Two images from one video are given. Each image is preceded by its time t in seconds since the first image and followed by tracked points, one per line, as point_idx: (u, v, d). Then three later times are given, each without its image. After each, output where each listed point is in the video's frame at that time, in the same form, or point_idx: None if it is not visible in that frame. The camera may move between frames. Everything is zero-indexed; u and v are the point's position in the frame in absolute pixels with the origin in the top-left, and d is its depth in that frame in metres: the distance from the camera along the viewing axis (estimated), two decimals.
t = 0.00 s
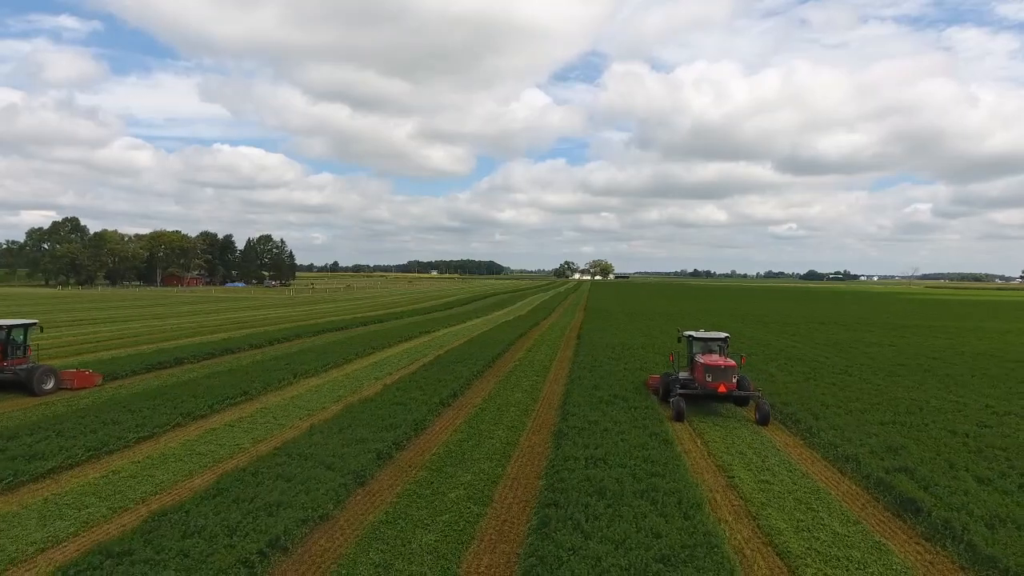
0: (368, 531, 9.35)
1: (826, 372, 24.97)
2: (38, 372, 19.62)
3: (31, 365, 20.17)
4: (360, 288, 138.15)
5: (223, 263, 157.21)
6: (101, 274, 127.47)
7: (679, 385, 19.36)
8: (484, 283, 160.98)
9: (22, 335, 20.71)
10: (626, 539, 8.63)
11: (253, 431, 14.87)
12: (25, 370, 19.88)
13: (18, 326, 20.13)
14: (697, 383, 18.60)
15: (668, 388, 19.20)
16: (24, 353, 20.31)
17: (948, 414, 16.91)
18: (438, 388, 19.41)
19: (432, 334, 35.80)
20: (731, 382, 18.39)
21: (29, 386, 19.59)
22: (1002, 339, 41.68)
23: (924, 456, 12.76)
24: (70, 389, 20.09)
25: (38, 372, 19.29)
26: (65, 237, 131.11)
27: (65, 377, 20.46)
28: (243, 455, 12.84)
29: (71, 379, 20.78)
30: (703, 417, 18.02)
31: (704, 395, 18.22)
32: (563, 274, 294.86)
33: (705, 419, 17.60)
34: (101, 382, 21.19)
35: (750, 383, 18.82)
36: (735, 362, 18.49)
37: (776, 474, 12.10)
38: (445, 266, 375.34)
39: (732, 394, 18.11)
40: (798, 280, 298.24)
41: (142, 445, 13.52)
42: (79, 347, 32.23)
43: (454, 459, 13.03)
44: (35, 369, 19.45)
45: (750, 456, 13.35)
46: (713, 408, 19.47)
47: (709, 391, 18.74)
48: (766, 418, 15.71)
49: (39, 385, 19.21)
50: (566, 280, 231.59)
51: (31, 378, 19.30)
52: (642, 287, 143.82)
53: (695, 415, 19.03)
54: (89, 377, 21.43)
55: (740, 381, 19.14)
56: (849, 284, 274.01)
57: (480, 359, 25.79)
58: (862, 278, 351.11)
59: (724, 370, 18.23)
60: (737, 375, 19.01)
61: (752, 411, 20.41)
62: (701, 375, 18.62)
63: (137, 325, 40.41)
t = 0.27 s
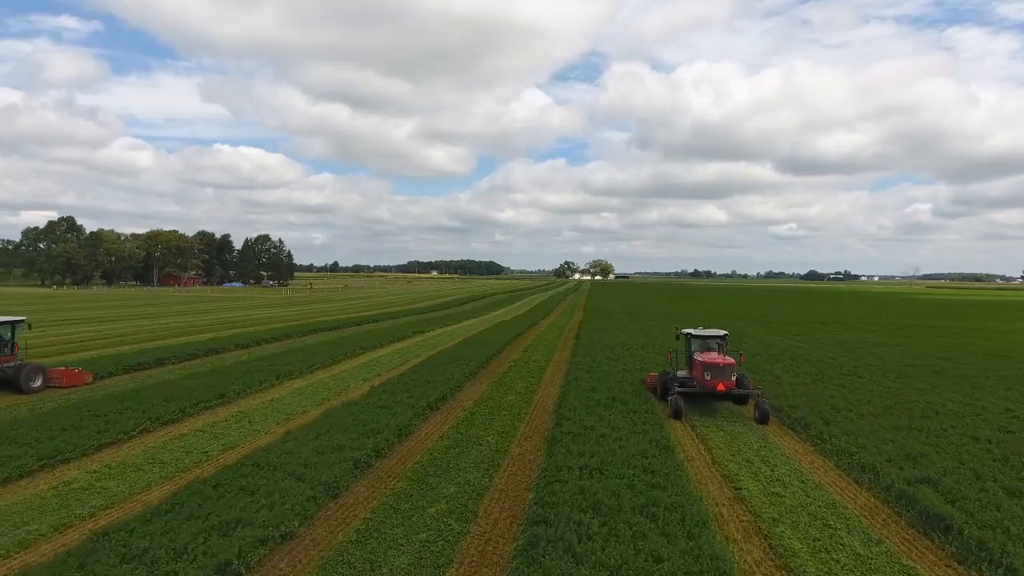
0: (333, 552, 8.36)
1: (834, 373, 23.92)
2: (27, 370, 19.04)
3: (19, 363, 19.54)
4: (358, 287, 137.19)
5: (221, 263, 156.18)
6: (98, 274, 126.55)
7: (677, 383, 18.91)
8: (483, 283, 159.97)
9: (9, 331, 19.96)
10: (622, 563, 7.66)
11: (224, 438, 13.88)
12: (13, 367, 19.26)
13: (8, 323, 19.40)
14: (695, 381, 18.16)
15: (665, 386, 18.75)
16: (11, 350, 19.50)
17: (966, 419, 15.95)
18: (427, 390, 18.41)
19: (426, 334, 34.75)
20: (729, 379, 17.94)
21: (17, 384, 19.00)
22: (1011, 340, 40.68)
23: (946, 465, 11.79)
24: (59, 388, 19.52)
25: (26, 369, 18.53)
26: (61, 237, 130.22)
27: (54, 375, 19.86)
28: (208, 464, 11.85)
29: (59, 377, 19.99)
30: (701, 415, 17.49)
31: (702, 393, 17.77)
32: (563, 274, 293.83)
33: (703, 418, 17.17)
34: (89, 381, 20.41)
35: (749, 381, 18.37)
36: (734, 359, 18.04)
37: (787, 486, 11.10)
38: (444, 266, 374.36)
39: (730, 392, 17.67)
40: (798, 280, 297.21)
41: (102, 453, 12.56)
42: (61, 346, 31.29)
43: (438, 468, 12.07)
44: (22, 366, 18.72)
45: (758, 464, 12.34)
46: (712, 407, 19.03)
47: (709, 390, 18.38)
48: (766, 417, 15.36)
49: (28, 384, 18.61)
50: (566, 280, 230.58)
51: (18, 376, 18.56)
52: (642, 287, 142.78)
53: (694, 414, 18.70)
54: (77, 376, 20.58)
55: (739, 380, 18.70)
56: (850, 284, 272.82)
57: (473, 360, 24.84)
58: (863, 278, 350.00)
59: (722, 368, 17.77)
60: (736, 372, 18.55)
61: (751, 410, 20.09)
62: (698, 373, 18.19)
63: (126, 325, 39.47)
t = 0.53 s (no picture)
0: None
1: (841, 375, 22.91)
2: (16, 367, 18.50)
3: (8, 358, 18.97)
4: (356, 287, 136.23)
5: (219, 262, 155.25)
6: (94, 274, 125.59)
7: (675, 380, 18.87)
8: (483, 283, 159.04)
9: None
10: None
11: (192, 444, 12.90)
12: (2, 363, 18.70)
13: None
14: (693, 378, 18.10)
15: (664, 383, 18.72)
16: None
17: (986, 423, 14.99)
18: (415, 392, 17.43)
19: (420, 334, 33.71)
20: (728, 376, 17.92)
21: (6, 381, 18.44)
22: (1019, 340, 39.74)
23: (973, 475, 10.81)
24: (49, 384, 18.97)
25: (13, 366, 17.90)
26: (57, 236, 129.29)
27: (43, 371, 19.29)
28: (169, 475, 10.86)
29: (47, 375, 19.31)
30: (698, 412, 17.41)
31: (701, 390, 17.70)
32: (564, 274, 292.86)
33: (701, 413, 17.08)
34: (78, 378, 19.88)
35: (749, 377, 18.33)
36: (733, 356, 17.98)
37: (800, 499, 10.12)
38: (445, 266, 373.47)
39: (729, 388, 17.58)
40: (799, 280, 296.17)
41: (56, 462, 11.58)
42: (42, 346, 30.36)
43: (419, 479, 11.08)
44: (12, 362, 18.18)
45: (769, 475, 11.32)
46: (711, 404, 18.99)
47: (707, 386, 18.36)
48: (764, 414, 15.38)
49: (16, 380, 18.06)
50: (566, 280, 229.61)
51: (7, 373, 18.01)
52: (642, 287, 141.85)
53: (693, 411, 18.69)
54: (67, 373, 19.92)
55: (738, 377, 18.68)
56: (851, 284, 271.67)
57: (466, 360, 23.87)
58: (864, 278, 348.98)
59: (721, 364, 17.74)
60: (735, 369, 18.50)
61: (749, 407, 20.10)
62: (697, 369, 18.18)
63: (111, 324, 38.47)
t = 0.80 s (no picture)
0: None
1: (850, 376, 21.91)
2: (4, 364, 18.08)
3: None
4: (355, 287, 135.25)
5: (216, 262, 154.27)
6: (90, 273, 124.75)
7: (673, 377, 18.81)
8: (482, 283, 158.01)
9: None
10: None
11: (154, 451, 11.91)
12: None
13: None
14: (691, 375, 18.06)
15: (661, 381, 18.66)
16: None
17: (1008, 428, 14.01)
18: (400, 395, 16.44)
19: (414, 334, 32.71)
20: (727, 373, 17.83)
21: None
22: None
23: (1004, 488, 9.82)
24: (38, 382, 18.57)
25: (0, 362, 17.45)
26: (53, 235, 128.45)
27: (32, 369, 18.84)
28: (120, 487, 9.87)
29: (34, 373, 18.66)
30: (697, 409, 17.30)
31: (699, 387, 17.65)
32: (564, 274, 291.78)
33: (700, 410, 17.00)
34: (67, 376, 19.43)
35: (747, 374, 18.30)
36: (731, 353, 17.94)
37: (815, 515, 9.13)
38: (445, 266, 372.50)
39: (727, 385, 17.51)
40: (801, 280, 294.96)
41: None
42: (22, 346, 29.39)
43: (395, 491, 10.08)
44: None
45: (778, 486, 10.33)
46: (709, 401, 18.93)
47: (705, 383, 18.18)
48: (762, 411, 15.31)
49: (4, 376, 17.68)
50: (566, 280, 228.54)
51: None
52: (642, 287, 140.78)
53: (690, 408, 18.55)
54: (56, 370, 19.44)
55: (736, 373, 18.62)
56: (853, 284, 270.46)
57: (459, 360, 22.92)
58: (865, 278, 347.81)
59: (719, 360, 17.67)
60: (734, 366, 18.47)
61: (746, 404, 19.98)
62: (695, 366, 18.11)
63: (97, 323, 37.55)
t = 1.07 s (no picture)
0: None
1: (858, 377, 20.90)
2: None
3: None
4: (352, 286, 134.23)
5: (214, 262, 153.35)
6: (85, 272, 123.69)
7: (670, 375, 18.45)
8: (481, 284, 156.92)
9: None
10: None
11: (108, 460, 10.90)
12: None
13: None
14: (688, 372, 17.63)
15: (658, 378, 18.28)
16: None
17: None
18: (384, 398, 15.43)
19: (407, 334, 31.73)
20: (725, 370, 17.34)
21: None
22: None
23: None
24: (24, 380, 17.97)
25: None
26: (48, 235, 127.45)
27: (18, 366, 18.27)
28: (59, 501, 8.87)
29: (23, 369, 18.16)
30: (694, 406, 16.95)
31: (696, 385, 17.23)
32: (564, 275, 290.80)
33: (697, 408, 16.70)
34: (54, 374, 18.88)
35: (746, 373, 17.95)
36: (730, 349, 17.48)
37: (833, 535, 8.16)
38: (444, 266, 371.50)
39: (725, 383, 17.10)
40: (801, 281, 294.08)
41: None
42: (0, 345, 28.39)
43: (366, 505, 9.08)
44: None
45: (790, 501, 9.36)
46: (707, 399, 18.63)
47: (704, 380, 17.64)
48: (762, 410, 15.03)
49: None
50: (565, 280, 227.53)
51: None
52: (642, 287, 139.82)
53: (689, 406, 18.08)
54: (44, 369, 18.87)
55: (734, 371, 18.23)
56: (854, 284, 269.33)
57: (450, 361, 21.94)
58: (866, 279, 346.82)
59: (717, 357, 17.23)
60: (732, 363, 18.06)
61: (744, 401, 19.53)
62: (692, 363, 17.70)
63: (83, 323, 36.48)
